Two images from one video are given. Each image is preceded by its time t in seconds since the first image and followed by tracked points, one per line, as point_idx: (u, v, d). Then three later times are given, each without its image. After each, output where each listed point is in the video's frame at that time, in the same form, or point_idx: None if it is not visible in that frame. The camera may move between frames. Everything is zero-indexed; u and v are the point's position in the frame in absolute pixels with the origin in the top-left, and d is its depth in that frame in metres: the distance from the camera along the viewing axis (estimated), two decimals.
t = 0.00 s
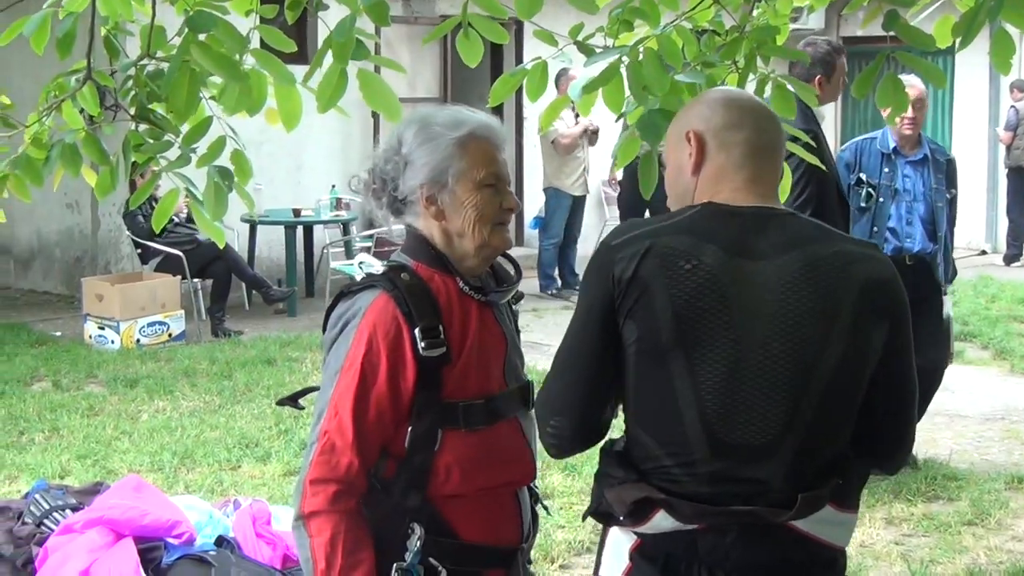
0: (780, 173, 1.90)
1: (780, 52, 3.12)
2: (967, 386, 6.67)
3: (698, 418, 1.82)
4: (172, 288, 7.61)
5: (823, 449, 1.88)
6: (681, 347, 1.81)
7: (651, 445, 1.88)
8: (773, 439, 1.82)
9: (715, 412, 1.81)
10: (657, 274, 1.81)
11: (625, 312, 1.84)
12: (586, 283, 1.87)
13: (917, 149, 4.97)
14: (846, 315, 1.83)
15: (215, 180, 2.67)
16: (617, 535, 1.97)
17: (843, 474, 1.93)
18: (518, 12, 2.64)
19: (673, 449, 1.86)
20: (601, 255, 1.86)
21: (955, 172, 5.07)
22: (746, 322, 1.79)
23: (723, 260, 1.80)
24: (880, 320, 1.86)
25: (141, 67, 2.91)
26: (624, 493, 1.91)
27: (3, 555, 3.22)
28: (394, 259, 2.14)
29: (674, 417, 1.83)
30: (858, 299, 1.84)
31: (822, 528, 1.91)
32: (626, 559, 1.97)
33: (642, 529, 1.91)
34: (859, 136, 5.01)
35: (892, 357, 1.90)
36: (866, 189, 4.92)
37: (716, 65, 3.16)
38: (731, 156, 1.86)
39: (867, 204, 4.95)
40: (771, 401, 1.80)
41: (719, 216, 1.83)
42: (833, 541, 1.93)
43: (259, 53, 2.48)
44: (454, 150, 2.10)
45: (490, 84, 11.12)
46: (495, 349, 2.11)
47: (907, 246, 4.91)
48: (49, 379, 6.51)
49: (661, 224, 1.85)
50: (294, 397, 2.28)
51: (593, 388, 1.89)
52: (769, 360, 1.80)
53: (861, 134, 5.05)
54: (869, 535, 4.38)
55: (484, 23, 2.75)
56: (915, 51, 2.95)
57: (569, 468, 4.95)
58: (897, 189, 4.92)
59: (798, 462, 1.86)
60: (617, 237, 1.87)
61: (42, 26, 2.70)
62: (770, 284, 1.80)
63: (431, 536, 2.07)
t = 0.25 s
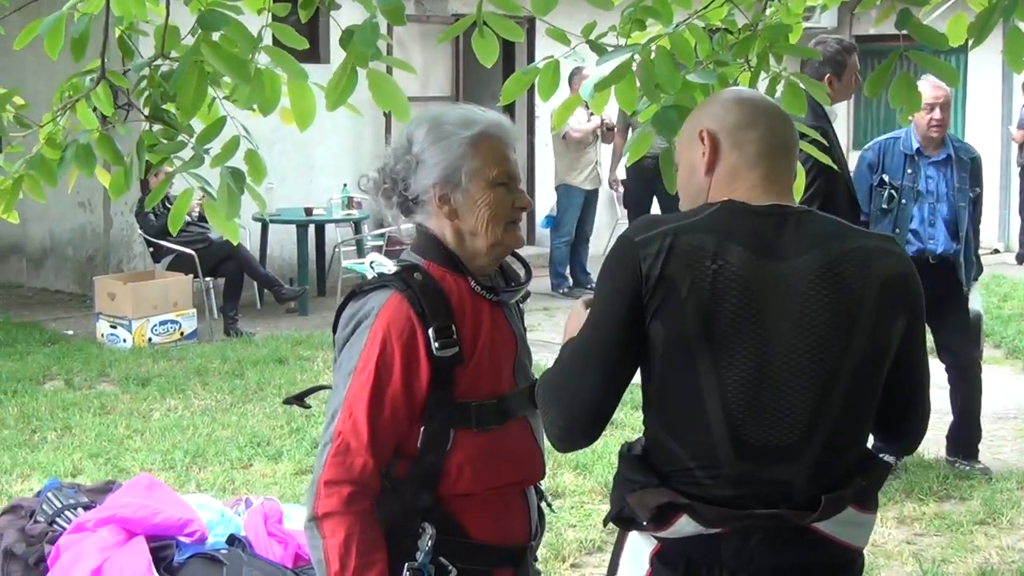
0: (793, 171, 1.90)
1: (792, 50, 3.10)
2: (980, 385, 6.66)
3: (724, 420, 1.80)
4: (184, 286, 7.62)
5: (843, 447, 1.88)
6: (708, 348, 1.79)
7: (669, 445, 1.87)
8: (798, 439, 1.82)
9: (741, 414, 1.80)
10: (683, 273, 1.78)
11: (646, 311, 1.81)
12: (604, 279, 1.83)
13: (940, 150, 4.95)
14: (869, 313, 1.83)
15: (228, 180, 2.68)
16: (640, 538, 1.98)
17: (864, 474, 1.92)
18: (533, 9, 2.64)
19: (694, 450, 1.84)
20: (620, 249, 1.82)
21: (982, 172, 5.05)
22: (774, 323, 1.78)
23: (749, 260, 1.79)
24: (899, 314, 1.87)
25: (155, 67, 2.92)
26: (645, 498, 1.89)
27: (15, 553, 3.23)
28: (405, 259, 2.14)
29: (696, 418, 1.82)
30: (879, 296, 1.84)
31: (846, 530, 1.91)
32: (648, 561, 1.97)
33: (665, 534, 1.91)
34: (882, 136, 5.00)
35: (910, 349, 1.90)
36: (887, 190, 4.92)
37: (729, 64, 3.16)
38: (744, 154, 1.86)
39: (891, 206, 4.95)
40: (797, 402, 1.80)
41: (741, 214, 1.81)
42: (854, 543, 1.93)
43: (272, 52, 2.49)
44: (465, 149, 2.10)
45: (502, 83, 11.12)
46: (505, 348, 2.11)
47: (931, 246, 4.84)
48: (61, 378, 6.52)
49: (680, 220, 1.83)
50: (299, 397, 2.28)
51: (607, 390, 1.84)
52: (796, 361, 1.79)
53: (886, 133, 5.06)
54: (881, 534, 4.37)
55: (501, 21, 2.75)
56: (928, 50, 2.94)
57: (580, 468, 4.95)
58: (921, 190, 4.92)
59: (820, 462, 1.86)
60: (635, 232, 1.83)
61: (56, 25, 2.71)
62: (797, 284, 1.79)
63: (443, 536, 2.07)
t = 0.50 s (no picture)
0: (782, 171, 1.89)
1: (807, 48, 3.08)
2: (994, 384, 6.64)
3: (719, 426, 1.81)
4: (199, 284, 7.63)
5: (839, 449, 1.88)
6: (702, 355, 1.79)
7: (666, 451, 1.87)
8: (793, 444, 1.83)
9: (736, 420, 1.80)
10: (678, 282, 1.79)
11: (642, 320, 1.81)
12: (598, 289, 1.83)
13: (982, 149, 4.97)
14: (862, 317, 1.83)
15: (242, 178, 2.69)
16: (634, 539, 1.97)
17: (858, 477, 1.92)
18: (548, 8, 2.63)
19: (691, 456, 1.85)
20: (614, 259, 1.82)
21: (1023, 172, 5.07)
22: (768, 329, 1.79)
23: (743, 267, 1.79)
24: (893, 318, 1.87)
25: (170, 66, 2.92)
26: (639, 501, 1.88)
27: (30, 550, 3.24)
28: (410, 257, 2.14)
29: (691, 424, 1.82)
30: (872, 300, 1.84)
31: (840, 531, 1.90)
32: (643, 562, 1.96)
33: (659, 536, 1.90)
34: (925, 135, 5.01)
35: (906, 354, 1.90)
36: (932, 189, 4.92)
37: (743, 62, 3.16)
38: (733, 156, 1.85)
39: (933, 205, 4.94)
40: (792, 407, 1.81)
41: (735, 219, 1.81)
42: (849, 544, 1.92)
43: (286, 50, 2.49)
44: (472, 146, 2.10)
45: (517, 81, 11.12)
46: (513, 344, 2.11)
47: (976, 244, 4.83)
48: (76, 375, 6.54)
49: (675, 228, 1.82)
50: (309, 397, 2.29)
51: (607, 402, 1.83)
52: (790, 367, 1.80)
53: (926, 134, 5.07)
54: (896, 533, 4.36)
55: (512, 20, 2.73)
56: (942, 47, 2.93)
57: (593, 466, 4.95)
58: (964, 190, 4.93)
59: (816, 465, 1.86)
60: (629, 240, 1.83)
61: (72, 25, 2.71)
62: (790, 290, 1.80)
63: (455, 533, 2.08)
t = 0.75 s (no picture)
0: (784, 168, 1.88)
1: (826, 47, 3.07)
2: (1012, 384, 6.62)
3: (711, 428, 1.81)
4: (215, 283, 7.65)
5: (836, 451, 1.87)
6: (693, 358, 1.79)
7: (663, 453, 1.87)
8: (786, 446, 1.82)
9: (728, 422, 1.80)
10: (667, 285, 1.78)
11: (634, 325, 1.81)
12: (591, 295, 1.84)
13: None
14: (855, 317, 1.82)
15: (258, 178, 2.69)
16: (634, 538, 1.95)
17: (856, 478, 1.91)
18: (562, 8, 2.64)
19: (686, 459, 1.85)
20: (607, 265, 1.82)
21: None
22: (758, 331, 1.78)
23: (734, 269, 1.78)
24: (889, 318, 1.85)
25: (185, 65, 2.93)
26: (634, 502, 1.88)
27: (47, 549, 3.25)
28: (418, 255, 2.14)
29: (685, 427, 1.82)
30: (866, 300, 1.83)
31: (838, 533, 1.89)
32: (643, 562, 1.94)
33: (655, 537, 1.89)
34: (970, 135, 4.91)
35: (905, 355, 1.88)
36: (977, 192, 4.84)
37: (760, 62, 3.16)
38: (731, 155, 1.84)
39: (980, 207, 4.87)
40: (784, 409, 1.80)
41: (726, 221, 1.81)
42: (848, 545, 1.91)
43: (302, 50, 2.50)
44: (480, 144, 2.11)
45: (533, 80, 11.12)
46: (523, 342, 2.12)
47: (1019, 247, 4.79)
48: (92, 374, 6.56)
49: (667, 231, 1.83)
50: (323, 398, 2.29)
51: (601, 407, 1.84)
52: (781, 368, 1.79)
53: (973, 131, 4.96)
54: (912, 533, 4.35)
55: (526, 21, 2.73)
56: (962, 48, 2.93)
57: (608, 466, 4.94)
58: (1009, 190, 4.85)
59: (813, 467, 1.85)
60: (621, 246, 1.83)
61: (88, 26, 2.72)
62: (782, 292, 1.79)
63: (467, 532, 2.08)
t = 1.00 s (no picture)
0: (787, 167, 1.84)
1: (844, 46, 3.01)
2: None
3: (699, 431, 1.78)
4: (224, 284, 7.61)
5: (831, 456, 1.83)
6: (678, 359, 1.77)
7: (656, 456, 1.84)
8: (776, 449, 1.78)
9: (713, 425, 1.77)
10: (653, 286, 1.76)
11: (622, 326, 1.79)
12: (582, 297, 1.82)
13: None
14: (848, 320, 1.77)
15: (268, 178, 2.65)
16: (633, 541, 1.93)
17: (854, 481, 1.87)
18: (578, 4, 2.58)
19: (677, 462, 1.82)
20: (598, 267, 1.81)
21: None
22: (744, 333, 1.75)
23: (722, 270, 1.75)
24: (887, 321, 1.80)
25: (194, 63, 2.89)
26: (626, 503, 1.87)
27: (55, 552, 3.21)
28: (424, 255, 2.10)
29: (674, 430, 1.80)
30: (861, 303, 1.78)
31: (833, 538, 1.84)
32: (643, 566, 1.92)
33: (649, 540, 1.87)
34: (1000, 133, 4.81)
35: (906, 357, 1.84)
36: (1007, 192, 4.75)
37: (777, 61, 3.11)
38: (732, 156, 1.81)
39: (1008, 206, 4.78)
40: (771, 412, 1.76)
41: (717, 222, 1.78)
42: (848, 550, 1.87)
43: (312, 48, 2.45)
44: (488, 142, 2.06)
45: (544, 80, 11.08)
46: (531, 343, 2.07)
47: None
48: (101, 376, 6.52)
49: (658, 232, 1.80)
50: (332, 402, 2.25)
51: (592, 411, 1.82)
52: (769, 371, 1.75)
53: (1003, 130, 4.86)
54: (928, 538, 4.30)
55: (542, 16, 2.69)
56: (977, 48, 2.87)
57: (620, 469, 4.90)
58: None
59: (806, 472, 1.81)
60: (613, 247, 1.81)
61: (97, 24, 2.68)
62: (771, 293, 1.75)
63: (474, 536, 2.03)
